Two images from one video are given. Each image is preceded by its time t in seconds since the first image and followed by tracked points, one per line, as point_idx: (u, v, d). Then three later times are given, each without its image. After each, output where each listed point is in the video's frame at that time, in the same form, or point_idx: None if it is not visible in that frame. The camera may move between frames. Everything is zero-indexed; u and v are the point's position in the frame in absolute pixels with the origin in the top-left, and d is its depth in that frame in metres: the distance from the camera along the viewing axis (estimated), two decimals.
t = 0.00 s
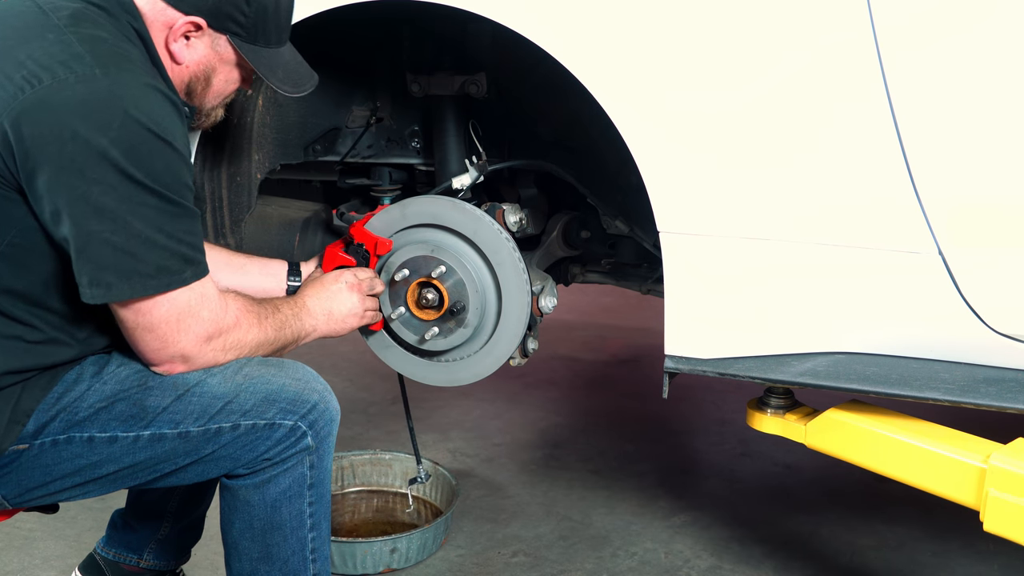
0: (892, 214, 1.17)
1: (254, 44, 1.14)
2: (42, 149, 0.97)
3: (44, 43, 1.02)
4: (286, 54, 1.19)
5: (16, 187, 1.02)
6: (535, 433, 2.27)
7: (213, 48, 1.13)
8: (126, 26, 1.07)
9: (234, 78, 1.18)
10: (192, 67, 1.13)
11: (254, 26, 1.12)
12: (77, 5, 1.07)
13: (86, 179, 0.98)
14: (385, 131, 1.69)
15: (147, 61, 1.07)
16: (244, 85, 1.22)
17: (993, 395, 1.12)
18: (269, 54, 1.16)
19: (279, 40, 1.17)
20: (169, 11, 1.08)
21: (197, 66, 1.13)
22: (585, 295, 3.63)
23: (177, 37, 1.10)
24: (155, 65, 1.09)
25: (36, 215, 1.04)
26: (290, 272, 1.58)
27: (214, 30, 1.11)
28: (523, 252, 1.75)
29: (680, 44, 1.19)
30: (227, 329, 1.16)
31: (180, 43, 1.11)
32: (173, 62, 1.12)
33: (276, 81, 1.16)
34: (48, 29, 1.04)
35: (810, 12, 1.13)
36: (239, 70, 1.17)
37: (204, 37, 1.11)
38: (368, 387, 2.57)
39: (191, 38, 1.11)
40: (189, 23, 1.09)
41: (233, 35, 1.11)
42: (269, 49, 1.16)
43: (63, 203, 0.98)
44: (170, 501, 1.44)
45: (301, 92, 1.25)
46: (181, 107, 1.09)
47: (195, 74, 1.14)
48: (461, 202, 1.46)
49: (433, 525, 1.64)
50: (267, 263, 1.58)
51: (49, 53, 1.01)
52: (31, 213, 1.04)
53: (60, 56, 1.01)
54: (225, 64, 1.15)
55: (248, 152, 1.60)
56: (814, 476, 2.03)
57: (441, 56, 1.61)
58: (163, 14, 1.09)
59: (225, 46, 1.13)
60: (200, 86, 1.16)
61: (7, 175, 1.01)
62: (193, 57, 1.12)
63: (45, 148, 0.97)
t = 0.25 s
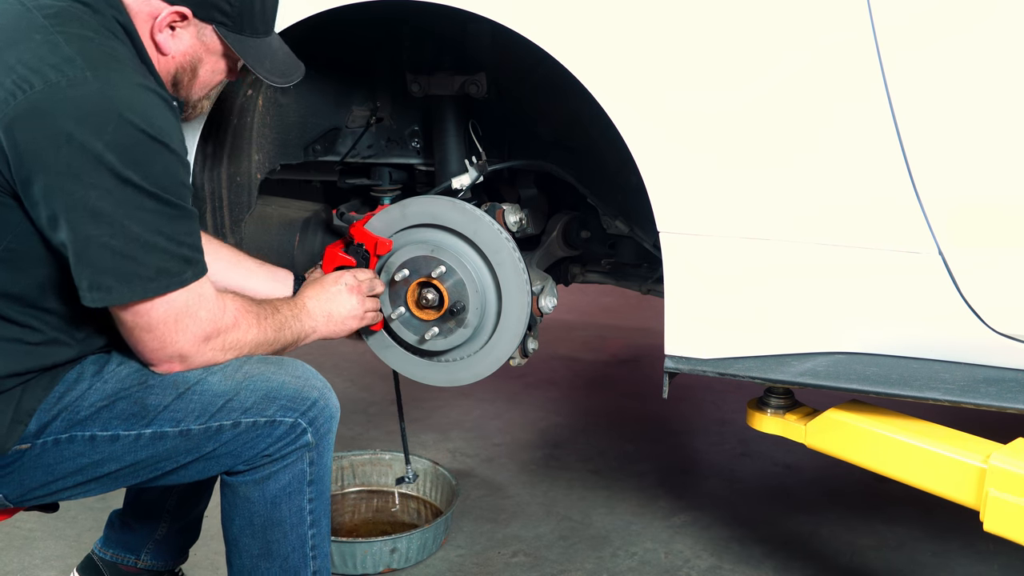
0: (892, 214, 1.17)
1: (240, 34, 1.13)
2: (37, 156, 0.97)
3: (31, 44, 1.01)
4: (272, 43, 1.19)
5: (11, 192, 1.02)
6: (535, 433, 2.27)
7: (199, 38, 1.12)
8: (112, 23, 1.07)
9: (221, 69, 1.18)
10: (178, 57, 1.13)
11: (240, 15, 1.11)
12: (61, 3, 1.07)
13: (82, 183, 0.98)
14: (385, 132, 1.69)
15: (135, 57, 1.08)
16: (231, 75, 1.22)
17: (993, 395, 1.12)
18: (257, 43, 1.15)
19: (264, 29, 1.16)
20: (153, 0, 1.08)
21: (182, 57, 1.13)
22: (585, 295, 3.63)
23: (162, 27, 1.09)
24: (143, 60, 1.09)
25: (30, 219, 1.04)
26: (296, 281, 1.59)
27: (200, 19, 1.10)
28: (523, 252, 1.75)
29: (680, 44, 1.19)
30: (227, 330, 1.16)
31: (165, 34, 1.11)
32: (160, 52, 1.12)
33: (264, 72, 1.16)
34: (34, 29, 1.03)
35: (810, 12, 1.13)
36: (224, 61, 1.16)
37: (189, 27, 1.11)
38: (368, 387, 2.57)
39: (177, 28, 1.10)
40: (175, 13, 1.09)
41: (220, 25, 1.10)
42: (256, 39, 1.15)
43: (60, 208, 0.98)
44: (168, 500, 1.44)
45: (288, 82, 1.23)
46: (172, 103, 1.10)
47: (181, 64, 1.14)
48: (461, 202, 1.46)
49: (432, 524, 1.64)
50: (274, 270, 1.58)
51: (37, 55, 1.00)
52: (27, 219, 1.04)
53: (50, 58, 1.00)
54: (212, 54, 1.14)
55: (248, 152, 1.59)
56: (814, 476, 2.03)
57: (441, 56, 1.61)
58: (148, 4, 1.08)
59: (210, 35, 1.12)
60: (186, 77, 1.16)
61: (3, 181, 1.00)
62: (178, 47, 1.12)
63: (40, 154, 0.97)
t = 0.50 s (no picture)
0: (892, 214, 1.17)
1: (237, 36, 1.13)
2: (42, 155, 0.97)
3: (36, 44, 1.01)
4: (271, 48, 1.18)
5: (15, 191, 1.01)
6: (535, 433, 2.28)
7: (195, 37, 1.12)
8: (116, 23, 1.07)
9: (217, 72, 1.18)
10: (175, 56, 1.12)
11: (237, 16, 1.11)
12: (66, 5, 1.07)
13: (87, 182, 0.98)
14: (386, 132, 1.69)
15: (140, 57, 1.08)
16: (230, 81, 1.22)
17: (993, 395, 1.12)
18: (253, 48, 1.15)
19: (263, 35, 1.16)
20: None
21: (180, 56, 1.13)
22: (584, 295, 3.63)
23: (158, 25, 1.10)
24: (146, 60, 1.09)
25: (35, 221, 1.04)
26: (292, 281, 1.58)
27: (196, 18, 1.10)
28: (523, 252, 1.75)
29: (680, 44, 1.19)
30: (228, 329, 1.16)
31: (162, 31, 1.11)
32: (157, 50, 1.12)
33: (260, 75, 1.15)
34: (38, 29, 1.03)
35: (810, 12, 1.13)
36: (224, 63, 1.16)
37: (186, 26, 1.11)
38: (368, 387, 2.57)
39: (173, 26, 1.11)
40: (171, 10, 1.09)
41: (215, 25, 1.10)
42: (253, 43, 1.15)
43: (65, 208, 0.98)
44: (167, 501, 1.44)
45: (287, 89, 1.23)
46: (178, 106, 1.09)
47: (178, 64, 1.13)
48: (461, 202, 1.46)
49: (432, 524, 1.64)
50: (271, 270, 1.57)
51: (43, 55, 1.00)
52: (32, 220, 1.04)
53: (55, 58, 1.00)
54: (208, 55, 1.14)
55: (247, 154, 1.60)
56: (814, 476, 2.03)
57: (442, 56, 1.60)
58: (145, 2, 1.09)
59: (207, 35, 1.12)
60: (183, 76, 1.16)
61: (8, 181, 1.00)
62: (176, 46, 1.12)
63: (45, 153, 0.97)
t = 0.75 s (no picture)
0: (891, 213, 1.17)
1: (253, 51, 1.12)
2: (43, 149, 0.97)
3: (49, 44, 1.03)
4: (288, 65, 1.18)
5: (16, 180, 1.02)
6: (535, 433, 2.27)
7: (212, 51, 1.11)
8: (136, 32, 1.07)
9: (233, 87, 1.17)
10: (191, 68, 1.12)
11: (253, 32, 1.11)
12: (84, 7, 1.08)
13: (89, 179, 0.98)
14: (386, 132, 1.69)
15: (154, 64, 1.07)
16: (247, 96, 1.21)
17: (993, 395, 1.12)
18: (269, 63, 1.14)
19: (282, 50, 1.16)
20: (168, 10, 1.08)
21: (196, 68, 1.12)
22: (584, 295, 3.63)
23: (175, 37, 1.09)
24: (161, 68, 1.09)
25: (36, 211, 1.04)
26: (298, 278, 1.58)
27: (212, 31, 1.09)
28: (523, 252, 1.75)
29: (680, 43, 1.19)
30: (233, 330, 1.16)
31: (178, 44, 1.10)
32: (173, 63, 1.11)
33: (276, 92, 1.14)
34: (54, 29, 1.04)
35: (810, 12, 1.13)
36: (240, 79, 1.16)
37: (203, 39, 1.10)
38: (368, 387, 2.57)
39: (190, 39, 1.10)
40: (187, 23, 1.08)
41: (231, 40, 1.10)
42: (269, 58, 1.14)
43: (66, 203, 0.98)
44: (173, 501, 1.43)
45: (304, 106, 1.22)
46: (186, 113, 1.09)
47: (193, 76, 1.13)
48: (462, 202, 1.46)
49: (432, 524, 1.64)
50: (276, 270, 1.57)
51: (56, 53, 1.02)
52: (34, 212, 1.04)
53: (65, 57, 1.01)
54: (224, 68, 1.13)
55: (248, 153, 1.60)
56: (814, 476, 2.03)
57: (441, 57, 1.60)
58: (161, 14, 1.08)
59: (223, 50, 1.11)
60: (199, 88, 1.15)
61: (9, 170, 1.00)
62: (192, 58, 1.11)
63: (47, 148, 0.97)
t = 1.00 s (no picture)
0: (892, 214, 1.17)
1: (233, 38, 1.12)
2: (33, 147, 0.97)
3: (34, 39, 1.02)
4: (269, 55, 1.18)
5: (9, 180, 1.02)
6: (535, 433, 2.27)
7: (193, 38, 1.11)
8: (118, 25, 1.08)
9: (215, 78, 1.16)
10: (172, 56, 1.11)
11: (234, 19, 1.11)
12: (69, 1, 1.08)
13: (79, 175, 0.98)
14: (386, 132, 1.69)
15: (137, 55, 1.08)
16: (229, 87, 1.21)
17: (993, 395, 1.12)
18: (250, 50, 1.14)
19: (262, 40, 1.16)
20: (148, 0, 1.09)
21: (176, 56, 1.12)
22: (585, 295, 3.63)
23: (154, 24, 1.09)
24: (144, 59, 1.09)
25: (27, 208, 1.05)
26: (297, 276, 1.57)
27: (193, 19, 1.09)
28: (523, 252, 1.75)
29: (680, 43, 1.19)
30: (229, 327, 1.16)
31: (159, 31, 1.10)
32: (153, 51, 1.11)
33: (256, 78, 1.13)
34: (37, 25, 1.04)
35: (810, 12, 1.13)
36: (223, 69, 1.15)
37: (182, 26, 1.10)
38: (368, 387, 2.57)
39: (171, 27, 1.10)
40: (166, 9, 1.08)
41: (212, 27, 1.10)
42: (251, 47, 1.14)
43: (56, 200, 0.98)
44: (170, 501, 1.43)
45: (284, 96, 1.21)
46: (173, 105, 1.09)
47: (175, 64, 1.12)
48: (462, 202, 1.46)
49: (433, 524, 1.64)
50: (275, 267, 1.57)
51: (41, 49, 1.01)
52: (26, 212, 1.05)
53: (51, 53, 1.01)
54: (205, 57, 1.13)
55: (248, 153, 1.60)
56: (814, 476, 2.03)
57: (441, 57, 1.61)
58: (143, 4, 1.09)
59: (203, 37, 1.11)
60: (179, 76, 1.14)
61: None
62: (173, 46, 1.11)
63: (36, 145, 0.97)
